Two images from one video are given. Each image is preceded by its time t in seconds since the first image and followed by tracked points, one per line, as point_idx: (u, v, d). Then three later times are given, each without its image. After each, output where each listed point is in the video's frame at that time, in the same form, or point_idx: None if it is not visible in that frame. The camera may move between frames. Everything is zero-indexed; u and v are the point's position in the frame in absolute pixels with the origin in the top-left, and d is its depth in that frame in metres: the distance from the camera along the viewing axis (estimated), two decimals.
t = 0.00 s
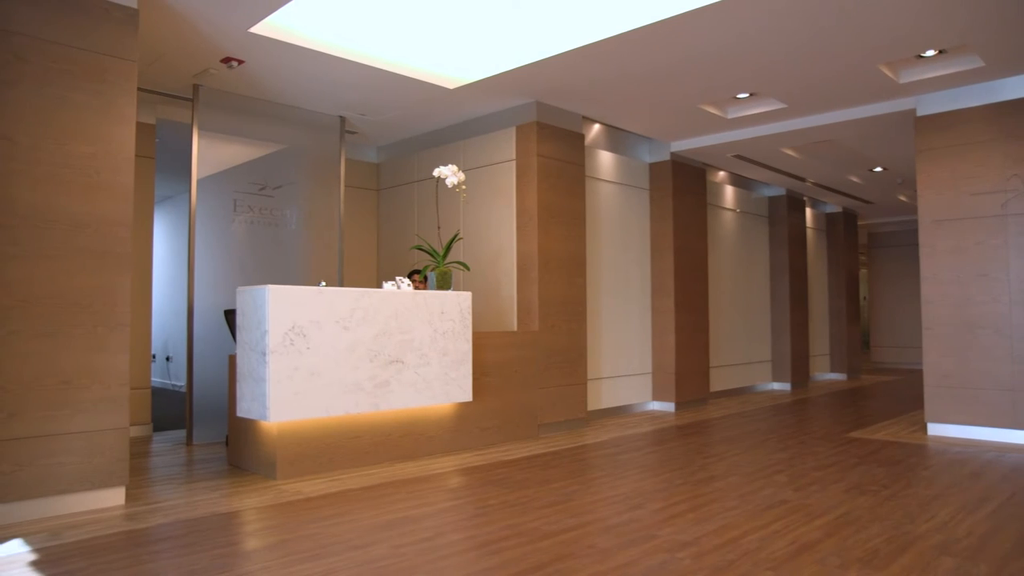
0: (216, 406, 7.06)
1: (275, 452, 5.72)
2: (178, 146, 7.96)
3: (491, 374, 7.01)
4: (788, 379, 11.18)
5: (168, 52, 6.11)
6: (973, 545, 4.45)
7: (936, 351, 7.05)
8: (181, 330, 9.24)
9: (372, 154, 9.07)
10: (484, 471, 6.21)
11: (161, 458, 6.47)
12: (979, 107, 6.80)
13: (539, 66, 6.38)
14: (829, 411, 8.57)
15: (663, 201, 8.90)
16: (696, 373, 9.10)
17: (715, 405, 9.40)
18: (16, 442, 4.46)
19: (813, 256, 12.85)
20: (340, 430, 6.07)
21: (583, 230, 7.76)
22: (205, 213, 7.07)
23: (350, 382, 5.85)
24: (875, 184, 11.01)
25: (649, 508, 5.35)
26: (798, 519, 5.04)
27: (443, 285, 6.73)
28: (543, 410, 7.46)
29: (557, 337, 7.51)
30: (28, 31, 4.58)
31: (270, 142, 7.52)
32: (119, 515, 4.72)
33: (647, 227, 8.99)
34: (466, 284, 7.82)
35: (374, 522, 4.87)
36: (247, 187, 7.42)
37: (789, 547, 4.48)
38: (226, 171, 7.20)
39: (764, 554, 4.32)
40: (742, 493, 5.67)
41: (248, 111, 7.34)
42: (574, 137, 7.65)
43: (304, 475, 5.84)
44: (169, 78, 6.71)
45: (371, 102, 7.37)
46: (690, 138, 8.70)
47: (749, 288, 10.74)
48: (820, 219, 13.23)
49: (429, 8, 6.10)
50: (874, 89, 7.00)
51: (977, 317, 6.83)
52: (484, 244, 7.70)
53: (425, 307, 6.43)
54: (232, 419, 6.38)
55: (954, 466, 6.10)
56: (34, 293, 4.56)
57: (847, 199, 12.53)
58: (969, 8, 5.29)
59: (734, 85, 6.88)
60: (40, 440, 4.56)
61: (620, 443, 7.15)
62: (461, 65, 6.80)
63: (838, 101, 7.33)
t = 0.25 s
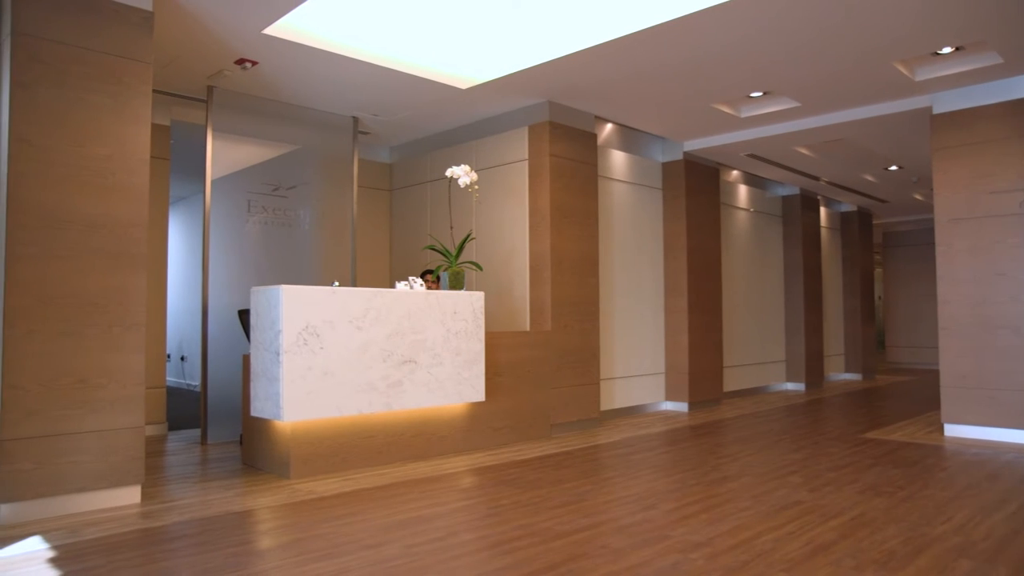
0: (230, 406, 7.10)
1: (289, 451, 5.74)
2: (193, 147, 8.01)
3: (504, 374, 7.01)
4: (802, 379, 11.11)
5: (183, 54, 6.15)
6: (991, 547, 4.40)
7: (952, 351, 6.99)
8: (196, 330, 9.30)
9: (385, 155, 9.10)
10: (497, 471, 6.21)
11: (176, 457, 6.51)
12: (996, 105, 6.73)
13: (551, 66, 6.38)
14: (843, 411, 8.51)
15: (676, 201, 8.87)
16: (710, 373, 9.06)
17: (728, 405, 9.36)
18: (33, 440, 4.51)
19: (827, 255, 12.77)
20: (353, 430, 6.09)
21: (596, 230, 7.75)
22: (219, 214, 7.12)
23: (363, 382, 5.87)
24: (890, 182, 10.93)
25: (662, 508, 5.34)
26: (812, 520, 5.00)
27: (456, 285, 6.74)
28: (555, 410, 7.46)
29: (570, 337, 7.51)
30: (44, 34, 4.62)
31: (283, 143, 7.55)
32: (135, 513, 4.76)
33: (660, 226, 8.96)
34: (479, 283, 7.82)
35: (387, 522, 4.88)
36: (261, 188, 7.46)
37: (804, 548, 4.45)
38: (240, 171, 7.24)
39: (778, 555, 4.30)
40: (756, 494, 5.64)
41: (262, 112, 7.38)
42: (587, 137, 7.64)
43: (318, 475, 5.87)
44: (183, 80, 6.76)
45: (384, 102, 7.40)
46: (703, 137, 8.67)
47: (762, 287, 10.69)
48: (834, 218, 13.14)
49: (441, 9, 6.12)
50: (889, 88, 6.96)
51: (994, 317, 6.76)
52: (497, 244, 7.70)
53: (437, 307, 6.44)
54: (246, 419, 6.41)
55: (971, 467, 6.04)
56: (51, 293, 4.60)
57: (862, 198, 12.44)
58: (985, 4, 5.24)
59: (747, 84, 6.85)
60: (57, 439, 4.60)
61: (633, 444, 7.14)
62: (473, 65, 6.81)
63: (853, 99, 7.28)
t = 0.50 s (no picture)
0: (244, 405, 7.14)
1: (301, 450, 5.76)
2: (206, 148, 8.06)
3: (515, 374, 7.01)
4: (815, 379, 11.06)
5: (196, 56, 6.19)
6: (1007, 550, 4.36)
7: (967, 351, 6.94)
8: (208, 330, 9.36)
9: (396, 155, 9.13)
10: (508, 471, 6.21)
11: (190, 456, 6.55)
12: (1012, 103, 6.67)
13: (562, 66, 6.38)
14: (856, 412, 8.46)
15: (687, 201, 8.85)
16: (721, 373, 9.03)
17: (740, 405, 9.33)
18: (48, 439, 4.54)
19: (840, 255, 12.69)
20: (365, 430, 6.10)
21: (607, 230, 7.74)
22: (232, 214, 7.16)
23: (375, 381, 5.89)
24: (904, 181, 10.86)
25: (674, 508, 5.32)
26: (826, 521, 4.98)
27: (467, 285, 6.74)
28: (567, 410, 7.45)
29: (581, 336, 7.50)
30: (59, 36, 4.65)
31: (295, 144, 7.59)
32: (149, 512, 4.79)
33: (671, 226, 8.94)
34: (491, 283, 7.83)
35: (399, 521, 4.89)
36: (273, 188, 7.50)
37: (817, 549, 4.43)
38: (252, 172, 7.28)
39: (791, 556, 4.28)
40: (768, 494, 5.62)
41: (274, 112, 7.42)
42: (598, 136, 7.63)
43: (330, 474, 5.88)
44: (196, 81, 6.80)
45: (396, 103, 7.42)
46: (715, 136, 8.65)
47: (774, 287, 10.64)
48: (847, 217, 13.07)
49: (453, 9, 6.13)
50: (903, 86, 6.91)
51: (1010, 317, 6.71)
52: (508, 243, 7.71)
53: (448, 307, 6.45)
54: (259, 418, 6.44)
55: (987, 469, 5.99)
56: (67, 293, 4.64)
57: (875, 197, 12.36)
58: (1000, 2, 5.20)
59: (760, 82, 6.82)
60: (72, 438, 4.63)
61: (645, 444, 7.12)
62: (484, 65, 6.82)
63: (867, 97, 7.24)
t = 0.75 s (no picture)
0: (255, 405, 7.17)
1: (312, 450, 5.78)
2: (217, 149, 8.11)
3: (525, 374, 7.01)
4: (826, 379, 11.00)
5: (208, 57, 6.22)
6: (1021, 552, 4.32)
7: (981, 351, 6.89)
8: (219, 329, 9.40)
9: (406, 155, 9.14)
10: (518, 471, 6.21)
11: (202, 455, 6.58)
12: None
13: (572, 65, 6.37)
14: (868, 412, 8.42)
15: (697, 200, 8.82)
16: (732, 373, 9.00)
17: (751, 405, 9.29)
18: (61, 438, 4.57)
19: (851, 254, 12.63)
20: (375, 429, 6.12)
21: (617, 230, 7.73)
22: (243, 215, 7.19)
23: (385, 381, 5.90)
24: (916, 180, 10.79)
25: (684, 509, 5.31)
26: (837, 522, 4.95)
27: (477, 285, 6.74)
28: (577, 409, 7.44)
29: (591, 336, 7.49)
30: (71, 38, 4.69)
31: (306, 144, 7.62)
32: (161, 511, 4.82)
33: (681, 226, 8.92)
34: (501, 283, 7.83)
35: (409, 521, 4.90)
36: (284, 189, 7.53)
37: (829, 550, 4.40)
38: (263, 173, 7.31)
39: (803, 557, 4.25)
40: (779, 495, 5.59)
41: (285, 113, 7.45)
42: (608, 136, 7.62)
43: (341, 474, 5.90)
44: (207, 82, 6.84)
45: (406, 103, 7.43)
46: (726, 136, 8.62)
47: (785, 287, 10.60)
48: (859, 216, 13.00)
49: (462, 10, 6.13)
50: (915, 84, 6.87)
51: None
52: (518, 243, 7.71)
53: (458, 307, 6.45)
54: (270, 417, 6.47)
55: (1001, 470, 5.94)
56: (80, 294, 4.67)
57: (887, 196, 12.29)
58: None
59: (771, 81, 6.80)
60: (85, 437, 4.66)
61: (655, 444, 7.10)
62: (494, 65, 6.82)
63: (879, 96, 7.20)
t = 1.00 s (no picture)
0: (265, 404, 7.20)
1: (321, 449, 5.80)
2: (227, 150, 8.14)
3: (534, 374, 7.01)
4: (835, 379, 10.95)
5: (218, 58, 6.25)
6: None
7: (992, 351, 6.85)
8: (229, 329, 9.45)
9: (415, 155, 9.16)
10: (527, 471, 6.21)
11: (212, 454, 6.61)
12: None
13: (581, 65, 6.37)
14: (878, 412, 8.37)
15: (706, 200, 8.80)
16: (741, 373, 8.97)
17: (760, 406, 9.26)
18: (73, 437, 4.61)
19: (862, 253, 12.57)
20: (384, 429, 6.13)
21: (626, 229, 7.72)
22: (252, 215, 7.22)
23: (394, 381, 5.91)
24: (927, 179, 10.73)
25: (693, 509, 5.29)
26: (847, 522, 4.93)
27: (486, 285, 6.74)
28: (585, 409, 7.43)
29: (599, 336, 7.48)
30: (82, 40, 4.72)
31: (315, 145, 7.65)
32: (171, 509, 4.84)
33: (690, 226, 8.90)
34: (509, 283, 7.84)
35: (418, 520, 4.91)
36: (293, 189, 7.56)
37: (839, 551, 4.38)
38: (272, 173, 7.34)
39: (813, 558, 4.23)
40: (788, 495, 5.57)
41: (294, 114, 7.48)
42: (616, 136, 7.61)
43: (350, 473, 5.91)
44: (216, 83, 6.87)
45: (415, 104, 7.45)
46: (735, 135, 8.60)
47: (794, 287, 10.55)
48: (869, 216, 12.93)
49: (470, 10, 6.14)
50: (926, 82, 6.83)
51: None
52: (527, 243, 7.71)
53: (467, 307, 6.46)
54: (279, 417, 6.49)
55: (1013, 470, 5.90)
56: (91, 294, 4.70)
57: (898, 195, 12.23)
58: None
59: (780, 81, 6.78)
60: (96, 436, 4.69)
61: (663, 444, 7.09)
62: (502, 65, 6.82)
63: (889, 94, 7.17)
